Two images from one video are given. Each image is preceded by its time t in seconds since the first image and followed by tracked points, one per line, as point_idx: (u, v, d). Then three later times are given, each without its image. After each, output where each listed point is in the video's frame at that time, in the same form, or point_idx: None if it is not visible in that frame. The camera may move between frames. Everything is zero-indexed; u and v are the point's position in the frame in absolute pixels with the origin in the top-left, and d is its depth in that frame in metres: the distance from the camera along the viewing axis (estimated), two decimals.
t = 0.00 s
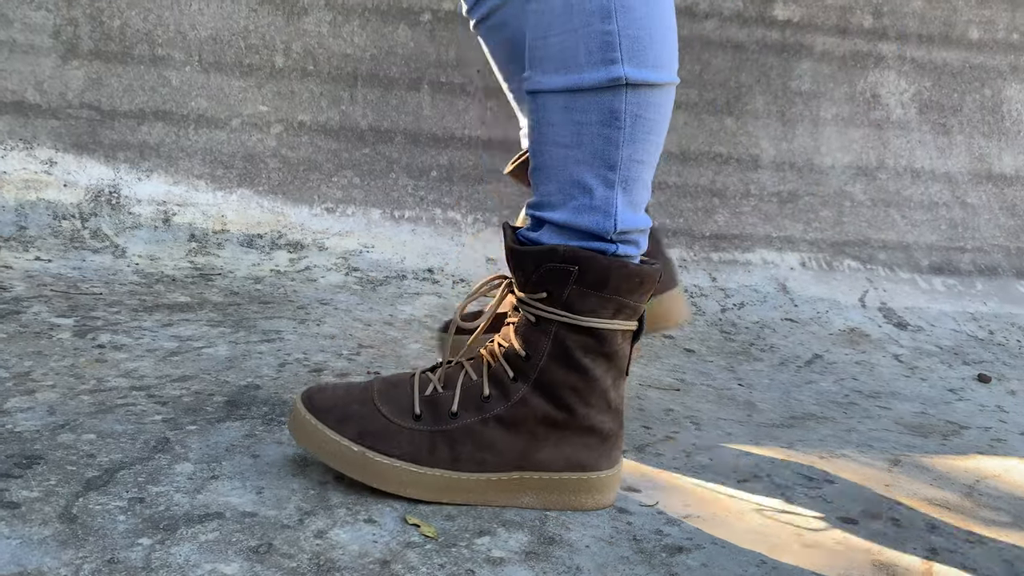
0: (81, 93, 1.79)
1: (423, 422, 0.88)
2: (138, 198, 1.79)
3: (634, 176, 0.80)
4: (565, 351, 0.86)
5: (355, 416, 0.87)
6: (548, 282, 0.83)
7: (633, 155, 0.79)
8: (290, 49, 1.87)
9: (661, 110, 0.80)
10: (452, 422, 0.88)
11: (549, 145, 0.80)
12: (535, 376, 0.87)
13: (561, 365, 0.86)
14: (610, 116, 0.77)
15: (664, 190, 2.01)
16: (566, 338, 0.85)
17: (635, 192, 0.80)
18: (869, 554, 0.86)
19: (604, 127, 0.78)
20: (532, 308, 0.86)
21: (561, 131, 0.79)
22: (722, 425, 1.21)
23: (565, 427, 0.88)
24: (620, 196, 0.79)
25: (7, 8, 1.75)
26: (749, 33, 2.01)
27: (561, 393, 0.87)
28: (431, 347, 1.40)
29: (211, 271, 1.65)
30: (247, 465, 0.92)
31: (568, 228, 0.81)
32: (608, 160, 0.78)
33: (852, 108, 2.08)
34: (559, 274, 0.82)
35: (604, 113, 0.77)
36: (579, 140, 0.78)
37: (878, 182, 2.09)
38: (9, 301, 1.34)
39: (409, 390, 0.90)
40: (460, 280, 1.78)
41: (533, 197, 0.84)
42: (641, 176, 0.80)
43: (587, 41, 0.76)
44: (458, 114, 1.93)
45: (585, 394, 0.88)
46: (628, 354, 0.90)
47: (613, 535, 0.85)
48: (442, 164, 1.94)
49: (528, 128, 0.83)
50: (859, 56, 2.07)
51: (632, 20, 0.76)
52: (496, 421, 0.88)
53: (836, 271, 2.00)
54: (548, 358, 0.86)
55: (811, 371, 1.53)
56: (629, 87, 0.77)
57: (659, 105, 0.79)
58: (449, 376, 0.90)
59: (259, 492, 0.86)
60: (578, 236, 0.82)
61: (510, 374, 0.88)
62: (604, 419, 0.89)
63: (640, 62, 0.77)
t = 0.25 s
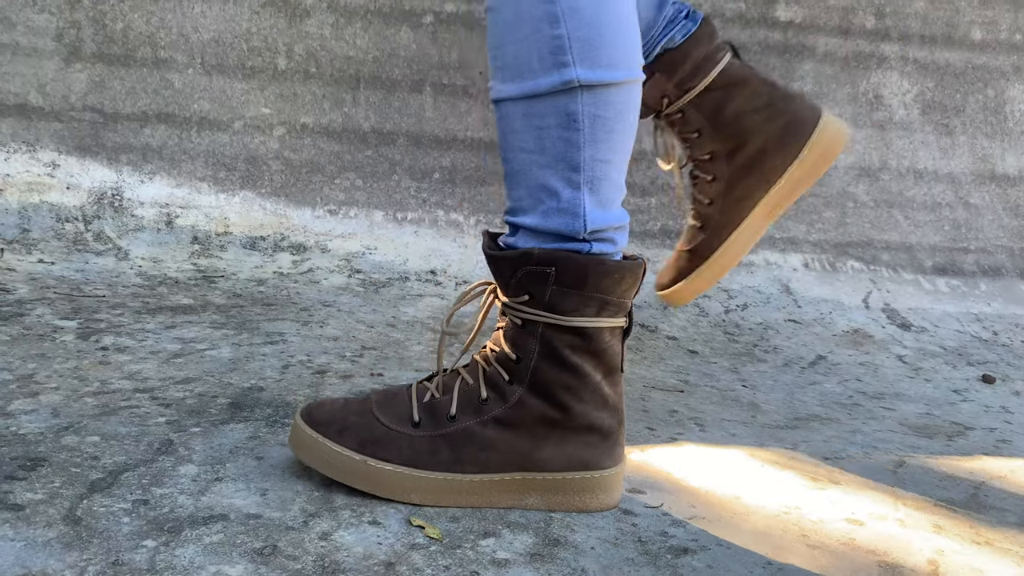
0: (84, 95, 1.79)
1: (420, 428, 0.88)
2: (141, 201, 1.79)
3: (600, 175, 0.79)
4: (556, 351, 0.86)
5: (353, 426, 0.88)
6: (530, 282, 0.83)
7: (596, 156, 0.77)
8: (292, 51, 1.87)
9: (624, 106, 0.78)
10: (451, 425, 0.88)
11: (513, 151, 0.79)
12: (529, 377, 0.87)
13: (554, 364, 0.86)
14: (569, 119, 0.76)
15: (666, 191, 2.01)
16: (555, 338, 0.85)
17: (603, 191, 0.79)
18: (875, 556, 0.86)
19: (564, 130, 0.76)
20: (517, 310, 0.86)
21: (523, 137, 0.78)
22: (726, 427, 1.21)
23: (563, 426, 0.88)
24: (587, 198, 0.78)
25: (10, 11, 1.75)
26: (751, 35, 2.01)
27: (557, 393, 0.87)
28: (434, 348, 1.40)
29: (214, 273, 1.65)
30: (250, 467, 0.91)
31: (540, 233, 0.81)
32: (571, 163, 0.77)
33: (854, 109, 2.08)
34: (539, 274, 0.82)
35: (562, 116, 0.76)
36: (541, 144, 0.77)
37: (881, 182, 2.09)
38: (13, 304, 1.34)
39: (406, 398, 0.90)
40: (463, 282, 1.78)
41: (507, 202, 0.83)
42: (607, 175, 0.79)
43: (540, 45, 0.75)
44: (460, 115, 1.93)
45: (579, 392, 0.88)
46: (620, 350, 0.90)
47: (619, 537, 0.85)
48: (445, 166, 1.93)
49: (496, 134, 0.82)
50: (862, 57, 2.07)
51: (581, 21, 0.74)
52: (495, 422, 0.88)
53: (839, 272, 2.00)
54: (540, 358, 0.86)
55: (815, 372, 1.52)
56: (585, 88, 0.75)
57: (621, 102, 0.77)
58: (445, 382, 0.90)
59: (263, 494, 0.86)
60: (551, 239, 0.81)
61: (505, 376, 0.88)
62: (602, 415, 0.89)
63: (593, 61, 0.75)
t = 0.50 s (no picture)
0: (85, 100, 1.79)
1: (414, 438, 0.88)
2: (143, 205, 1.79)
3: (544, 182, 0.77)
4: (538, 356, 0.86)
5: (349, 441, 0.88)
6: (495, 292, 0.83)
7: (535, 165, 0.76)
8: (293, 55, 1.87)
9: (557, 109, 0.76)
10: (446, 433, 0.88)
11: (455, 171, 0.79)
12: (516, 384, 0.87)
13: (540, 367, 0.86)
14: (502, 133, 0.75)
15: (668, 194, 2.00)
16: (535, 343, 0.85)
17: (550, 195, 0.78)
18: (880, 560, 0.85)
19: (499, 145, 0.76)
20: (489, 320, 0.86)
21: (462, 156, 0.77)
22: (729, 430, 1.20)
23: (555, 429, 0.88)
24: (533, 206, 0.77)
25: (12, 16, 1.76)
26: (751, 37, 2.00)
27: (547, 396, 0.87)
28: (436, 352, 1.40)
29: (215, 277, 1.65)
30: (252, 472, 0.91)
31: (496, 245, 0.81)
32: (511, 175, 0.76)
33: (855, 110, 2.08)
34: (501, 284, 0.82)
35: (495, 130, 0.75)
36: (480, 161, 0.77)
37: (883, 184, 2.08)
38: (14, 308, 1.34)
39: (400, 412, 0.91)
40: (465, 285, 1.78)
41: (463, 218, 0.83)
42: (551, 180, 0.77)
43: (459, 66, 0.74)
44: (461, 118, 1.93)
45: (567, 394, 0.87)
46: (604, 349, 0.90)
47: (622, 541, 0.84)
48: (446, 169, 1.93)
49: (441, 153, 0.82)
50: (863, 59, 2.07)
51: (496, 36, 0.72)
52: (489, 429, 0.88)
53: (841, 274, 2.00)
54: (523, 363, 0.86)
55: (818, 374, 1.52)
56: (511, 101, 0.74)
57: (553, 107, 0.76)
58: (436, 393, 0.91)
59: (264, 499, 0.86)
60: (507, 249, 0.81)
61: (494, 384, 0.88)
62: (594, 414, 0.89)
63: (515, 73, 0.73)
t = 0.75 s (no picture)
0: (87, 104, 1.80)
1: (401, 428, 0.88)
2: (145, 208, 1.79)
3: (454, 135, 0.75)
4: (490, 310, 0.83)
5: (344, 449, 0.89)
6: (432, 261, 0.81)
7: (438, 118, 0.74)
8: (294, 58, 1.86)
9: (451, 59, 0.74)
10: (426, 416, 0.88)
11: (364, 142, 0.78)
12: (478, 343, 0.85)
13: (498, 321, 0.84)
14: (398, 93, 0.74)
15: (670, 196, 2.00)
16: (487, 298, 0.83)
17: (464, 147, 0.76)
18: (884, 562, 0.85)
19: (398, 105, 0.74)
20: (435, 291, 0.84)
21: (367, 125, 0.76)
22: (732, 432, 1.20)
23: (527, 375, 0.85)
24: (447, 160, 0.75)
25: (13, 20, 1.76)
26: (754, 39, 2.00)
27: (511, 347, 0.85)
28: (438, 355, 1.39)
29: (217, 280, 1.65)
30: (254, 475, 0.91)
31: (417, 209, 0.78)
32: (418, 133, 0.75)
33: (858, 112, 2.07)
34: (433, 249, 0.80)
35: (391, 91, 0.74)
36: (384, 126, 0.75)
37: (885, 186, 2.08)
38: (16, 312, 1.34)
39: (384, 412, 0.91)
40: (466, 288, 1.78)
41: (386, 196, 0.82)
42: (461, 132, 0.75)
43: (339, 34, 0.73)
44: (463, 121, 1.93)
45: (530, 337, 0.85)
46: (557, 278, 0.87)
47: (625, 544, 0.84)
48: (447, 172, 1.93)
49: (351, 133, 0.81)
50: (865, 60, 2.06)
51: None
52: (465, 396, 0.87)
53: (843, 276, 2.00)
54: (477, 321, 0.84)
55: (821, 376, 1.52)
56: (398, 59, 0.72)
57: (443, 56, 0.74)
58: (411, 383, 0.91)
59: (266, 502, 0.85)
60: (429, 210, 0.79)
61: (458, 352, 0.87)
62: (559, 350, 0.86)
63: (395, 29, 0.72)
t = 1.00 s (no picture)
0: (91, 106, 1.80)
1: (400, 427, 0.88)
2: (148, 211, 1.80)
3: (437, 122, 0.76)
4: (479, 300, 0.83)
5: (347, 451, 0.89)
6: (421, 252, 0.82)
7: (421, 106, 0.75)
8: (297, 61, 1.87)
9: (433, 46, 0.75)
10: (423, 416, 0.88)
11: (348, 133, 0.78)
12: (468, 335, 0.85)
13: (488, 313, 0.84)
14: (381, 81, 0.74)
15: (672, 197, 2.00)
16: (476, 289, 0.83)
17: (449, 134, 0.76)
18: (888, 563, 0.85)
19: (381, 94, 0.74)
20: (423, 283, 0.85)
21: (350, 115, 0.76)
22: (735, 433, 1.20)
23: (520, 364, 0.86)
24: (431, 147, 0.75)
25: (18, 23, 1.76)
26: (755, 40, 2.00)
27: (502, 337, 0.85)
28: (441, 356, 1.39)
29: (220, 282, 1.65)
30: (257, 476, 0.91)
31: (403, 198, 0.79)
32: (401, 121, 0.75)
33: (860, 113, 2.07)
34: (420, 238, 0.80)
35: (373, 80, 0.74)
36: (368, 115, 0.75)
37: (887, 187, 2.08)
38: (21, 314, 1.35)
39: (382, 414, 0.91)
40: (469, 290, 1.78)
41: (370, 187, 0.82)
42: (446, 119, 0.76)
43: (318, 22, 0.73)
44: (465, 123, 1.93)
45: (520, 326, 0.85)
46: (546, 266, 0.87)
47: (628, 544, 0.84)
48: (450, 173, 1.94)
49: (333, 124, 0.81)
50: (867, 61, 2.06)
51: None
52: (460, 391, 0.87)
53: (846, 277, 2.00)
54: (466, 313, 0.85)
55: (823, 377, 1.52)
56: (380, 47, 0.73)
57: (425, 43, 0.74)
58: (405, 383, 0.91)
59: (270, 503, 0.86)
60: (415, 199, 0.79)
61: (449, 345, 0.87)
62: (550, 338, 0.86)
63: (376, 17, 0.72)
